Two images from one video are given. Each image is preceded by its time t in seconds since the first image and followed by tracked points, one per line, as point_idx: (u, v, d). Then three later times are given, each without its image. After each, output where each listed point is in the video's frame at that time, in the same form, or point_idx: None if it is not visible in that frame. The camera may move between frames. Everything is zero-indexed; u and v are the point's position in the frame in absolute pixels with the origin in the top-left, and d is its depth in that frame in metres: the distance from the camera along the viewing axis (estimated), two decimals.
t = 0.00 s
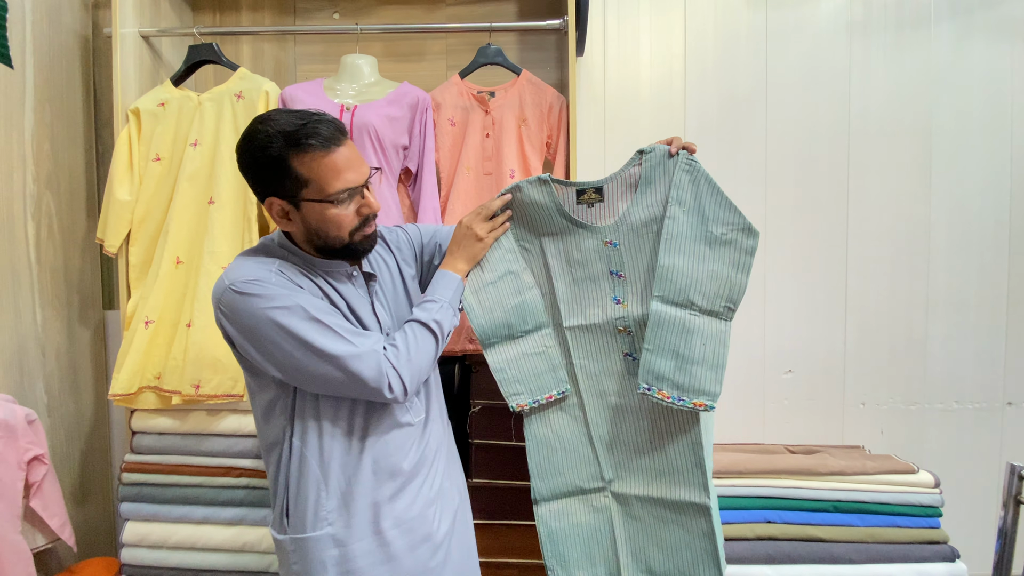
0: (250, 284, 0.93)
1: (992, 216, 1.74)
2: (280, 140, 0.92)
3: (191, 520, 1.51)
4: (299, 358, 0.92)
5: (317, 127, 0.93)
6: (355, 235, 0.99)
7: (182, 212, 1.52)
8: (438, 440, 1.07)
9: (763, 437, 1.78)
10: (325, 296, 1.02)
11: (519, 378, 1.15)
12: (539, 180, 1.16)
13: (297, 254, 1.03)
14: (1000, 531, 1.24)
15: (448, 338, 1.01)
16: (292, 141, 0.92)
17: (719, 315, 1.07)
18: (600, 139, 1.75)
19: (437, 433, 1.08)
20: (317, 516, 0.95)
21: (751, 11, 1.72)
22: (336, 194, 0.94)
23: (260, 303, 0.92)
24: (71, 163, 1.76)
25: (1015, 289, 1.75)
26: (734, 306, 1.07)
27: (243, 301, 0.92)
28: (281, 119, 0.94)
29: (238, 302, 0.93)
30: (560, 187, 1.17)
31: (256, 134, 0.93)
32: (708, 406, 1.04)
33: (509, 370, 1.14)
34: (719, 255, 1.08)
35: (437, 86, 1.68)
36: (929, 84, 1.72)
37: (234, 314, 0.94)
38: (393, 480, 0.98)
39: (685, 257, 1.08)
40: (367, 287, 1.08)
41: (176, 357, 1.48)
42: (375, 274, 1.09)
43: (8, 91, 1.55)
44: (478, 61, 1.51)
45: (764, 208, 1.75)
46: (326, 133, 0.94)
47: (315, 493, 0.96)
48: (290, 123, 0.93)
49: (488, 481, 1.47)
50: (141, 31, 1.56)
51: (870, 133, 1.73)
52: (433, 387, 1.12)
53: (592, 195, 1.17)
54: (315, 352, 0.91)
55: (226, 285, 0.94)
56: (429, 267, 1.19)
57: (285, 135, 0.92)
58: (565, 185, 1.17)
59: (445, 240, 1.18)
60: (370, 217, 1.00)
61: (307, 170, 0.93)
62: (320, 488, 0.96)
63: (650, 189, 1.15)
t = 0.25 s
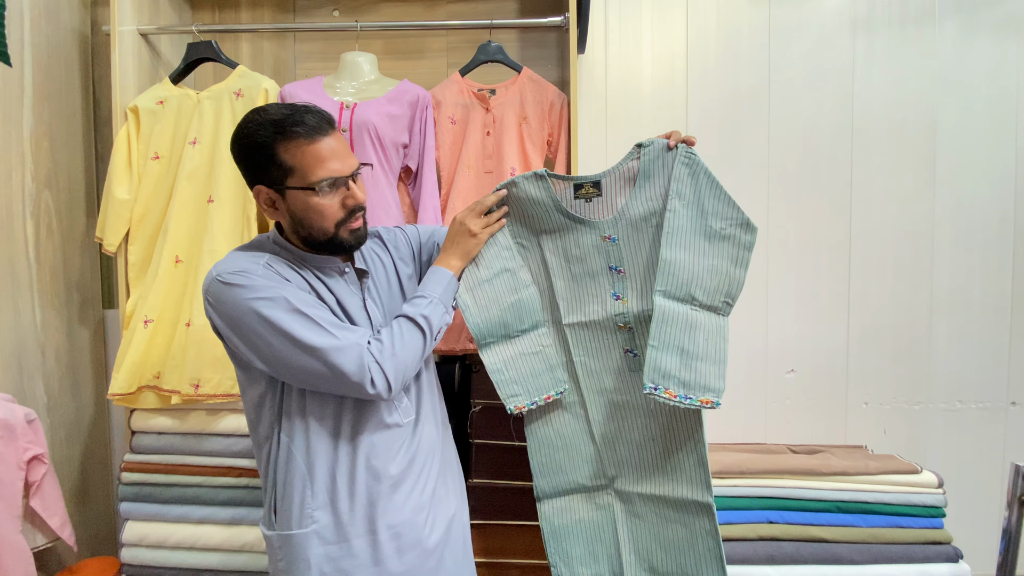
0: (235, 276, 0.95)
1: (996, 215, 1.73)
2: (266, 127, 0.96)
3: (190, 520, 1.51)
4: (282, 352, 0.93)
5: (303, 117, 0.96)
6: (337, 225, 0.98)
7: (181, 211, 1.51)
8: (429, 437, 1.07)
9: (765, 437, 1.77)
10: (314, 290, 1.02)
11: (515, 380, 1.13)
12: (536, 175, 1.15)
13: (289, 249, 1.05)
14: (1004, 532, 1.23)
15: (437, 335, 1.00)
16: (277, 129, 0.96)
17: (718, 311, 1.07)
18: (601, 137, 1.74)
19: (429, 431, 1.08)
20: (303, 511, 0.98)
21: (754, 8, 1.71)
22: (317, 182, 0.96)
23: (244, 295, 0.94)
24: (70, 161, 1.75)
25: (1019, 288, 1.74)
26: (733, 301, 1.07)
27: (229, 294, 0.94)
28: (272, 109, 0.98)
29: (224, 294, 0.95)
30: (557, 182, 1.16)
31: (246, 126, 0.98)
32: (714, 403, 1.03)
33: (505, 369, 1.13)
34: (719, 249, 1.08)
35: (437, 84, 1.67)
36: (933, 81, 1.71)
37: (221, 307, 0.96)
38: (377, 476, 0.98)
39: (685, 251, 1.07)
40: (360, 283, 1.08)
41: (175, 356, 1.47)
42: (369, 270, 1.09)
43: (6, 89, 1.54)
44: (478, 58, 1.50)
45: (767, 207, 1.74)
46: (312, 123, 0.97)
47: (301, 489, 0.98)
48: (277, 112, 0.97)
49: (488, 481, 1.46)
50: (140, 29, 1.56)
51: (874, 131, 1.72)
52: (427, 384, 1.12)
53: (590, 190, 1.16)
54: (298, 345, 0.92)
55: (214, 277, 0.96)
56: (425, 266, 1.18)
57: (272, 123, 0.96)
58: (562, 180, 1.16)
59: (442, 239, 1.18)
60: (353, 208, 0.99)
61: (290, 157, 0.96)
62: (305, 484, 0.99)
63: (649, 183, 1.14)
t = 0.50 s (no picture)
0: (225, 273, 0.94)
1: (1002, 211, 1.71)
2: (257, 120, 0.96)
3: (189, 519, 1.50)
4: (271, 349, 0.93)
5: (293, 110, 0.96)
6: (326, 217, 0.97)
7: (178, 208, 1.49)
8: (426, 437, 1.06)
9: (768, 436, 1.76)
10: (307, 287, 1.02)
11: (515, 381, 1.11)
12: (535, 169, 1.13)
13: (282, 245, 1.04)
14: (1011, 532, 1.22)
15: (430, 334, 0.99)
16: (267, 121, 0.96)
17: (723, 303, 1.06)
18: (603, 133, 1.72)
19: (425, 430, 1.06)
20: (296, 509, 0.97)
21: (758, 2, 1.69)
22: (305, 173, 0.95)
23: (233, 291, 0.93)
24: (68, 158, 1.74)
25: None
26: (736, 293, 1.06)
27: (219, 290, 0.94)
28: (266, 102, 0.99)
29: (214, 291, 0.95)
30: (557, 176, 1.14)
31: (238, 120, 0.99)
32: (717, 398, 1.01)
33: (506, 369, 1.11)
34: (723, 240, 1.06)
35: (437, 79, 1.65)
36: (939, 76, 1.69)
37: (211, 304, 0.96)
38: (369, 476, 0.97)
39: (690, 242, 1.05)
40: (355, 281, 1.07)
41: (173, 354, 1.46)
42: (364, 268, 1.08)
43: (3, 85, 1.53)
44: (479, 53, 1.48)
45: (771, 203, 1.72)
46: (302, 115, 0.97)
47: (294, 487, 0.98)
48: (270, 105, 0.97)
49: (489, 479, 1.45)
50: (137, 24, 1.54)
51: (879, 127, 1.70)
52: (425, 382, 1.11)
53: (590, 182, 1.15)
54: (287, 343, 0.91)
55: (204, 274, 0.96)
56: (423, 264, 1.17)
57: (263, 115, 0.96)
58: (562, 173, 1.14)
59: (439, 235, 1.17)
60: (343, 200, 0.98)
61: (279, 149, 0.96)
62: (298, 483, 0.98)
63: (651, 174, 1.12)
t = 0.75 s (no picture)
0: (216, 269, 0.92)
1: (1012, 205, 1.68)
2: (251, 115, 0.93)
3: (186, 517, 1.48)
4: (264, 347, 0.91)
5: (289, 104, 0.93)
6: (325, 215, 0.95)
7: (173, 202, 1.47)
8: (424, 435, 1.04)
9: (771, 433, 1.74)
10: (301, 283, 0.99)
11: (514, 376, 1.09)
12: (536, 159, 1.11)
13: (275, 241, 1.01)
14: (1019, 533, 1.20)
15: (427, 330, 0.96)
16: (262, 117, 0.93)
17: (729, 302, 1.03)
18: (605, 126, 1.70)
19: (424, 428, 1.04)
20: (292, 510, 0.95)
21: None
22: (304, 171, 0.93)
23: (224, 288, 0.91)
24: (63, 152, 1.72)
25: None
26: (745, 292, 1.03)
27: (210, 287, 0.92)
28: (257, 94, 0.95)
29: (205, 287, 0.92)
30: (558, 167, 1.12)
31: (230, 114, 0.95)
32: (724, 401, 0.99)
33: (503, 365, 1.09)
34: (730, 237, 1.04)
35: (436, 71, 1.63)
36: (948, 68, 1.66)
37: (202, 301, 0.93)
38: (366, 476, 0.95)
39: (695, 239, 1.03)
40: (350, 277, 1.05)
41: (169, 351, 1.44)
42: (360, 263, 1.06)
43: None
44: (478, 43, 1.46)
45: (775, 197, 1.69)
46: (297, 110, 0.94)
47: (289, 487, 0.96)
48: (262, 99, 0.94)
49: (489, 478, 1.43)
50: (131, 15, 1.52)
51: (886, 119, 1.67)
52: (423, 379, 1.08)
53: (593, 174, 1.12)
54: (280, 340, 0.89)
55: (194, 270, 0.93)
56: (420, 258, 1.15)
57: (256, 110, 0.93)
58: (563, 164, 1.12)
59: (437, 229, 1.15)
60: (342, 198, 0.96)
61: (276, 146, 0.93)
62: (294, 483, 0.96)
63: (655, 167, 1.10)
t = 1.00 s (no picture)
0: (202, 265, 0.88)
1: None
2: (239, 110, 0.87)
3: (179, 515, 1.45)
4: (254, 347, 0.87)
5: (280, 99, 0.87)
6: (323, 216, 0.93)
7: (163, 194, 1.43)
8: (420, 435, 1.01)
9: (776, 430, 1.70)
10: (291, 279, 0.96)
11: (512, 374, 1.06)
12: (537, 149, 1.07)
13: (264, 235, 0.98)
14: None
15: (423, 328, 0.93)
16: (251, 113, 0.87)
17: (736, 302, 0.99)
18: (606, 116, 1.65)
19: (420, 428, 1.01)
20: (284, 513, 0.92)
21: None
22: (300, 171, 0.89)
23: (212, 286, 0.87)
24: (53, 143, 1.68)
25: None
26: (752, 293, 0.99)
27: (196, 285, 0.88)
28: (243, 85, 0.88)
29: (191, 285, 0.89)
30: (560, 158, 1.08)
31: (215, 105, 0.89)
32: (729, 406, 0.95)
33: (499, 363, 1.06)
34: (737, 235, 1.00)
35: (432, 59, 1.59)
36: (960, 55, 1.61)
37: (188, 298, 0.90)
38: (361, 479, 0.92)
39: (701, 236, 0.99)
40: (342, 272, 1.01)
41: (159, 346, 1.40)
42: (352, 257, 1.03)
43: None
44: (476, 29, 1.41)
45: (781, 189, 1.65)
46: (289, 104, 0.88)
47: (281, 490, 0.92)
48: (251, 92, 0.87)
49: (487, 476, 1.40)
50: (120, 2, 1.48)
51: (895, 108, 1.62)
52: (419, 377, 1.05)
53: (595, 166, 1.09)
54: (270, 341, 0.86)
55: (178, 267, 0.90)
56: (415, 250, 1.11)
57: (244, 105, 0.87)
58: (565, 155, 1.08)
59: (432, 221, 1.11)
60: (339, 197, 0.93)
61: (268, 144, 0.88)
62: (287, 485, 0.93)
63: (660, 159, 1.06)
